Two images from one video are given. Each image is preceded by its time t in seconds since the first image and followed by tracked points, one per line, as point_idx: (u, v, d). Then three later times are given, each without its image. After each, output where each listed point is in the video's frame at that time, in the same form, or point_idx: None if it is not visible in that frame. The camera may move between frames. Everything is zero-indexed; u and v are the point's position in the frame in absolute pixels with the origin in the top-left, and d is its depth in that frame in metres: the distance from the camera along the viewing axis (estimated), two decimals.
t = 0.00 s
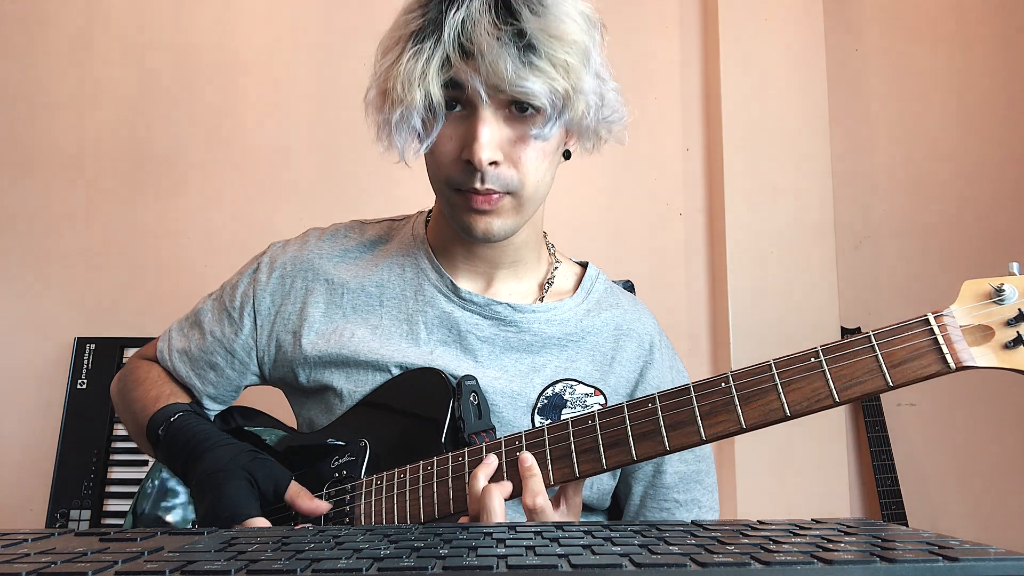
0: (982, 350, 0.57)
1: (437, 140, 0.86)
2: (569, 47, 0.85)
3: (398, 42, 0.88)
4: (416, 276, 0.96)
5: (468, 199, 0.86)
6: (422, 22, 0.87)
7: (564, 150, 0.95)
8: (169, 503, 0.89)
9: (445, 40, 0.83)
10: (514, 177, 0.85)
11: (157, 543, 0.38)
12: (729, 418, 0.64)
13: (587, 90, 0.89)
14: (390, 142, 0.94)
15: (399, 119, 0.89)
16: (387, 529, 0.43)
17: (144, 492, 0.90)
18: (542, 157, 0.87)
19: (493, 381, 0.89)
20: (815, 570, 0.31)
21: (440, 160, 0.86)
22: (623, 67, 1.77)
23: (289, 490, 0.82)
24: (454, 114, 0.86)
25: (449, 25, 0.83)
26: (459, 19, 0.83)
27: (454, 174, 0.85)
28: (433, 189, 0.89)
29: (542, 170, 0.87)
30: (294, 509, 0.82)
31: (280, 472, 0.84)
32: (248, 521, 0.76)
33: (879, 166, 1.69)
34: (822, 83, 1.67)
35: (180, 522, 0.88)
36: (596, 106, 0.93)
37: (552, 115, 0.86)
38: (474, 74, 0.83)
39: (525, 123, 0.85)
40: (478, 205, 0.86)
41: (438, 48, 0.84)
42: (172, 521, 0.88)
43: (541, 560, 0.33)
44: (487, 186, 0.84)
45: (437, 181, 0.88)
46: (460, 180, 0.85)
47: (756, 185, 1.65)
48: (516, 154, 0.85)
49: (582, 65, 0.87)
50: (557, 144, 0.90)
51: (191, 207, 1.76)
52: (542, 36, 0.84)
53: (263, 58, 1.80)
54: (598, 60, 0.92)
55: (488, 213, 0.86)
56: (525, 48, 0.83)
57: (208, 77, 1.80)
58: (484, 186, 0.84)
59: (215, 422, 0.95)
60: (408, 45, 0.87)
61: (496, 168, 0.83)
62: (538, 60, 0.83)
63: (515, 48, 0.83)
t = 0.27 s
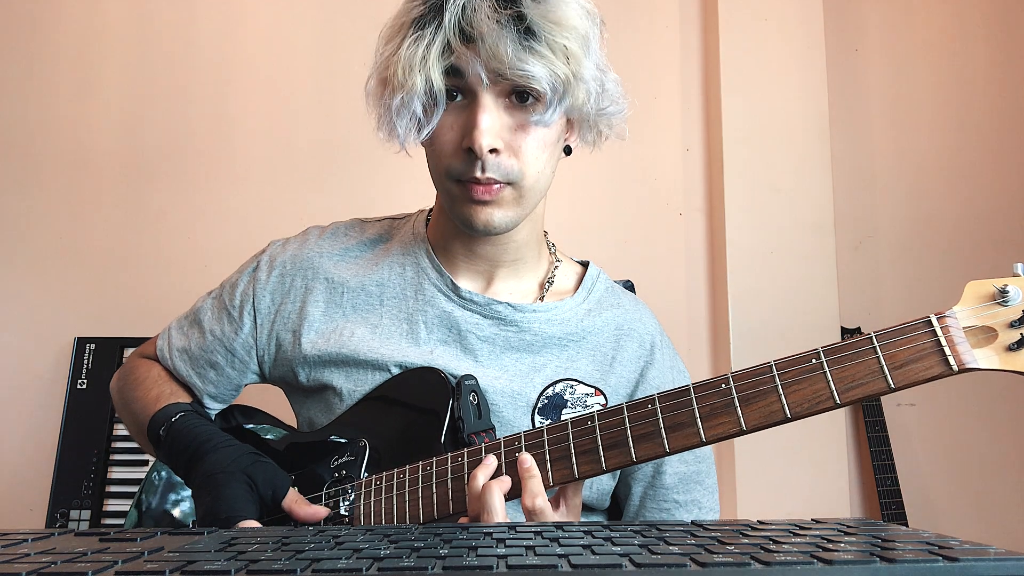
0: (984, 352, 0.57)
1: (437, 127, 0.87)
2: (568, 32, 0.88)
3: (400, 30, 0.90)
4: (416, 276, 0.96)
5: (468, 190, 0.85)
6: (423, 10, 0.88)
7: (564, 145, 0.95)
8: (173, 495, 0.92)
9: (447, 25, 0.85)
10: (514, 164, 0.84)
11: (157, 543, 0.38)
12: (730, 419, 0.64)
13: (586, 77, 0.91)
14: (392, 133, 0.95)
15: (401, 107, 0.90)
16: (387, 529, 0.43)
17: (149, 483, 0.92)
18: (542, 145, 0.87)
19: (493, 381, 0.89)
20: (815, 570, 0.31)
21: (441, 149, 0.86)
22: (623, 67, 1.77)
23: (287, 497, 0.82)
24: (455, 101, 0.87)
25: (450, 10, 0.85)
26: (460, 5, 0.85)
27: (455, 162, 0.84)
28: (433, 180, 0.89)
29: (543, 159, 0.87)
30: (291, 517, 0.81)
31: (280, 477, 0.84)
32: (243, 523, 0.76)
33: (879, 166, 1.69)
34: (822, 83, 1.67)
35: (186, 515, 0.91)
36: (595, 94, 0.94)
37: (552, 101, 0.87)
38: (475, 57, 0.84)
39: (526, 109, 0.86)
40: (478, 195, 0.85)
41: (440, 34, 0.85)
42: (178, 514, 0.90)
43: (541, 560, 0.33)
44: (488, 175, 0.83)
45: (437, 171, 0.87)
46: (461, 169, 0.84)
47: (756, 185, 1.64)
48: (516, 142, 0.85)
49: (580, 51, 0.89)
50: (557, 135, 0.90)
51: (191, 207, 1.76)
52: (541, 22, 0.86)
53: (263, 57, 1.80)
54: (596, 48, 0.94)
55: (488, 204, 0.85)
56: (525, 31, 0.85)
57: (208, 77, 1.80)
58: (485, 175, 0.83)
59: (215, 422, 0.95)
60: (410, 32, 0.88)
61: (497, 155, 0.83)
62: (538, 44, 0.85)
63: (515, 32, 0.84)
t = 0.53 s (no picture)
0: (980, 345, 0.57)
1: (439, 128, 0.87)
2: (569, 32, 0.87)
3: (402, 31, 0.90)
4: (416, 276, 0.96)
5: (470, 189, 0.85)
6: (424, 10, 0.88)
7: (564, 145, 0.96)
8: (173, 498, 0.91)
9: (448, 26, 0.85)
10: (515, 165, 0.84)
11: (157, 543, 0.38)
12: (728, 415, 0.64)
13: (587, 77, 0.91)
14: (394, 134, 0.96)
15: (402, 107, 0.90)
16: (387, 529, 0.43)
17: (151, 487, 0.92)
18: (543, 145, 0.87)
19: (493, 380, 0.89)
20: (815, 569, 0.31)
21: (442, 149, 0.86)
22: (623, 67, 1.78)
23: (282, 490, 0.83)
24: (456, 102, 0.87)
25: (451, 11, 0.85)
26: (461, 6, 0.85)
27: (456, 162, 0.85)
28: (434, 182, 0.89)
29: (543, 158, 0.87)
30: (285, 512, 0.82)
31: (276, 472, 0.85)
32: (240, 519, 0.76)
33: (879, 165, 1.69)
34: (822, 82, 1.67)
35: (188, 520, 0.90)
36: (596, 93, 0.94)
37: (553, 100, 0.87)
38: (476, 58, 0.84)
39: (527, 109, 0.86)
40: (479, 195, 0.85)
41: (441, 35, 0.86)
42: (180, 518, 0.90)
43: (540, 560, 0.33)
44: (489, 175, 0.84)
45: (439, 171, 0.87)
46: (462, 169, 0.84)
47: (756, 185, 1.64)
48: (516, 142, 0.85)
49: (582, 51, 0.89)
50: (557, 134, 0.90)
51: (191, 207, 1.76)
52: (543, 21, 0.86)
53: (263, 57, 1.80)
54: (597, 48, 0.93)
55: (489, 203, 0.85)
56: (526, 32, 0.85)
57: (207, 77, 1.80)
58: (486, 175, 0.84)
59: (214, 422, 0.95)
60: (411, 33, 0.89)
61: (498, 154, 0.83)
62: (539, 44, 0.85)
63: (516, 32, 0.84)
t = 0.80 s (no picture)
0: (979, 344, 0.57)
1: (438, 128, 0.87)
2: (567, 32, 0.88)
3: (401, 30, 0.90)
4: (415, 275, 0.96)
5: (469, 188, 0.85)
6: (422, 10, 0.89)
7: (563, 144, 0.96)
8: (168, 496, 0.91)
9: (447, 26, 0.85)
10: (514, 163, 0.84)
11: (157, 543, 0.38)
12: (728, 414, 0.64)
13: (585, 76, 0.91)
14: (394, 134, 0.96)
15: (401, 107, 0.90)
16: (387, 529, 0.43)
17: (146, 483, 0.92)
18: (542, 144, 0.87)
19: (493, 379, 0.89)
20: (815, 569, 0.31)
21: (441, 149, 0.86)
22: (622, 67, 1.78)
23: (288, 490, 0.82)
24: (455, 103, 0.87)
25: (450, 11, 0.85)
26: (459, 6, 0.85)
27: (455, 161, 0.85)
28: (434, 182, 0.89)
29: (542, 157, 0.87)
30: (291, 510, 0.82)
31: (280, 472, 0.84)
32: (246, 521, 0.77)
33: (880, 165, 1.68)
34: (822, 83, 1.67)
35: (182, 515, 0.91)
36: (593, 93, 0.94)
37: (552, 99, 0.87)
38: (476, 57, 0.84)
39: (526, 108, 0.86)
40: (479, 193, 0.85)
41: (440, 35, 0.86)
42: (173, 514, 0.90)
43: (540, 560, 0.33)
44: (489, 173, 0.83)
45: (438, 171, 0.87)
46: (462, 168, 0.84)
47: (756, 185, 1.65)
48: (516, 141, 0.85)
49: (579, 51, 0.89)
50: (556, 134, 0.90)
51: (191, 207, 1.76)
52: (541, 21, 0.86)
53: (263, 57, 1.80)
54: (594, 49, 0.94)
55: (489, 201, 0.85)
56: (525, 31, 0.85)
57: (207, 77, 1.80)
58: (486, 173, 0.83)
59: (214, 422, 0.95)
60: (410, 33, 0.89)
61: (497, 153, 0.83)
62: (537, 44, 0.85)
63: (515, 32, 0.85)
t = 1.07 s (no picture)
0: (983, 349, 0.57)
1: (439, 113, 0.87)
2: (568, 19, 0.89)
3: (402, 20, 0.91)
4: (415, 274, 0.96)
5: (469, 175, 0.84)
6: None
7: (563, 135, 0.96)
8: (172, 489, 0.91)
9: (449, 12, 0.87)
10: (514, 149, 0.84)
11: (157, 543, 0.38)
12: (729, 417, 0.64)
13: (585, 64, 0.91)
14: (395, 125, 0.96)
15: (402, 92, 0.90)
16: (387, 529, 0.43)
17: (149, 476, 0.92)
18: (542, 131, 0.87)
19: (493, 379, 0.89)
20: (815, 569, 0.31)
21: (442, 135, 0.86)
22: (623, 66, 1.78)
23: (276, 500, 0.82)
24: (456, 90, 0.87)
25: None
26: None
27: (456, 146, 0.85)
28: (434, 171, 0.88)
29: (542, 144, 0.87)
30: (276, 523, 0.81)
31: (273, 480, 0.84)
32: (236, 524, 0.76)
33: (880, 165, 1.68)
34: (822, 83, 1.67)
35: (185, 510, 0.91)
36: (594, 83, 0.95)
37: (553, 86, 0.87)
38: (477, 42, 0.85)
39: (527, 94, 0.86)
40: (479, 181, 0.84)
41: (441, 23, 0.87)
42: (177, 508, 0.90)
43: (540, 560, 0.33)
44: (489, 159, 0.83)
45: (439, 158, 0.87)
46: (463, 153, 0.84)
47: (757, 185, 1.65)
48: (516, 128, 0.85)
49: (580, 38, 0.90)
50: (557, 122, 0.90)
51: (192, 207, 1.76)
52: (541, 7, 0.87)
53: (263, 57, 1.80)
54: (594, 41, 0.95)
55: (489, 190, 0.85)
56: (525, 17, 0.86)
57: (208, 77, 1.80)
58: (486, 159, 0.83)
59: (214, 422, 0.95)
60: (412, 22, 0.90)
61: (499, 137, 0.83)
62: (539, 29, 0.86)
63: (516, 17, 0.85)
